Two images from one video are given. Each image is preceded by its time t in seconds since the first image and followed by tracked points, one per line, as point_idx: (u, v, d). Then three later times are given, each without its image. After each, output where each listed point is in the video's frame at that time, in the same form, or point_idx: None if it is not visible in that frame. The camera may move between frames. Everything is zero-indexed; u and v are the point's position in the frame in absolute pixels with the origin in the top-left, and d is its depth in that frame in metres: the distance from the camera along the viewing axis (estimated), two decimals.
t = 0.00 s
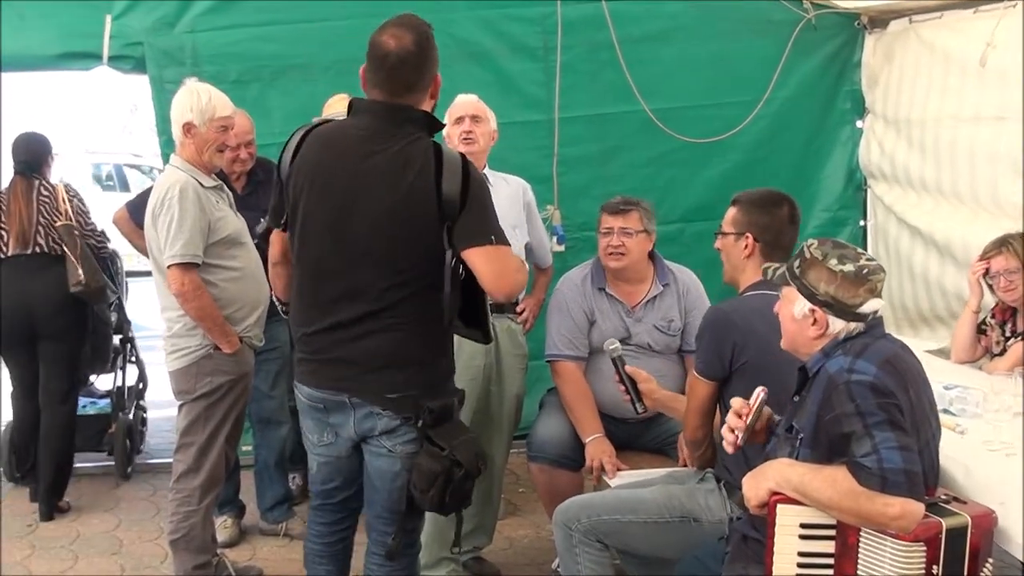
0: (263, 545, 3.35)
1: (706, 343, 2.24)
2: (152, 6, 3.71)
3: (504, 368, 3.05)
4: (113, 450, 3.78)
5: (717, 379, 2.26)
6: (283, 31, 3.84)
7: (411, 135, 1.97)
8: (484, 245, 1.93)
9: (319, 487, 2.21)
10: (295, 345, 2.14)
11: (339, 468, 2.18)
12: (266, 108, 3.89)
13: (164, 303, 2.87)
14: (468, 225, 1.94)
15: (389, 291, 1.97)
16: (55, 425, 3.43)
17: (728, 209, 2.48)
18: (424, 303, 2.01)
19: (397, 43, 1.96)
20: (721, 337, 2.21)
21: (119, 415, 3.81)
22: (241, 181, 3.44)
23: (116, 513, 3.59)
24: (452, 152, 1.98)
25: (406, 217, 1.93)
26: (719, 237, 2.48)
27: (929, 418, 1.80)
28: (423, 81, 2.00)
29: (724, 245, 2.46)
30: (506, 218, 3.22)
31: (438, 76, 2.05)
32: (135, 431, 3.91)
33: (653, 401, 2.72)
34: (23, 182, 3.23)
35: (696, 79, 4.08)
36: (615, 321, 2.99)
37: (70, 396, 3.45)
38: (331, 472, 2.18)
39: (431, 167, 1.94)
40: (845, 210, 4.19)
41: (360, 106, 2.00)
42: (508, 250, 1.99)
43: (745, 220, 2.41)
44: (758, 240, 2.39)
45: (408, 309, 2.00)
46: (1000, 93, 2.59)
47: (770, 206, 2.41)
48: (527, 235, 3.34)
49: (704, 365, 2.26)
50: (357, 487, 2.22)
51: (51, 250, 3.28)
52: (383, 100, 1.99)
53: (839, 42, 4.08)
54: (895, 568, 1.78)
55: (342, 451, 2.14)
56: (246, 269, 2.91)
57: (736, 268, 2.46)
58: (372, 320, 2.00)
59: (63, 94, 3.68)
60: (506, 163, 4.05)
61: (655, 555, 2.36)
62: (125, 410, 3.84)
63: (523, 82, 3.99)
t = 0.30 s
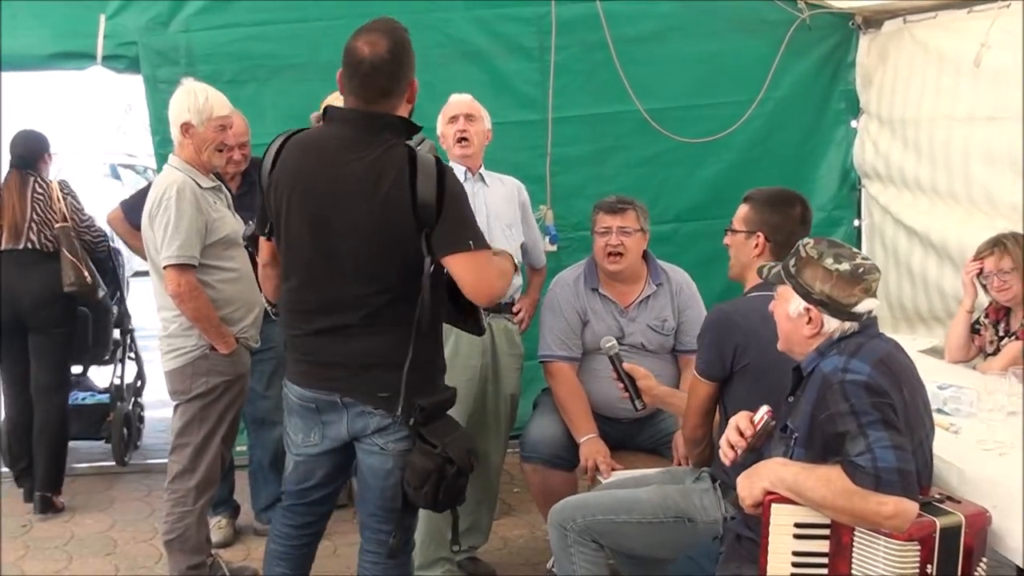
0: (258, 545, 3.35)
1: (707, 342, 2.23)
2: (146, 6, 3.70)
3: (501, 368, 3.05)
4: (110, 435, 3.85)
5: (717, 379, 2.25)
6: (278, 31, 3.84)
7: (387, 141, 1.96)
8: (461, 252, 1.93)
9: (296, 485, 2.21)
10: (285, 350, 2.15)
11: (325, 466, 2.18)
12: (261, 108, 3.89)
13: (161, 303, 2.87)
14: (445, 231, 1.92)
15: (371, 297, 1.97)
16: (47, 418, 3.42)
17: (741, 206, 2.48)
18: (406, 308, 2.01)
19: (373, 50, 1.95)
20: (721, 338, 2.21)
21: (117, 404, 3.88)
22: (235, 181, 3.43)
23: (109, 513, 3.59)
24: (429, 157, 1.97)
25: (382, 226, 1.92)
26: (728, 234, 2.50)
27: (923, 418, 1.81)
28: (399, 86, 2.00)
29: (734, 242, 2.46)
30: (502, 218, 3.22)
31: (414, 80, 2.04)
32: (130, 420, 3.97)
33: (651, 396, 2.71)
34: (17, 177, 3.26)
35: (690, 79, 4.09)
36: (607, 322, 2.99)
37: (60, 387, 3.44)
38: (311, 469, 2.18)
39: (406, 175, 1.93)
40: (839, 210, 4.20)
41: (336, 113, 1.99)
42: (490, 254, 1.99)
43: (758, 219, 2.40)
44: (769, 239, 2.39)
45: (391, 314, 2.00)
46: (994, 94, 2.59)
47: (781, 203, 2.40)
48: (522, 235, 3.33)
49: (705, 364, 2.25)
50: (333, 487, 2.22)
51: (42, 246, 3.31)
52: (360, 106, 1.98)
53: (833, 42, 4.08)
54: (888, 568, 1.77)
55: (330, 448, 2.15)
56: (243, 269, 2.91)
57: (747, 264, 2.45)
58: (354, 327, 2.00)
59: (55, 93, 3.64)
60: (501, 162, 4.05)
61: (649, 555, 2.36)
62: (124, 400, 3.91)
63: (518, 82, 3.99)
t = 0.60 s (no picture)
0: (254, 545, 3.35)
1: (702, 341, 2.23)
2: (142, 6, 3.71)
3: (497, 368, 3.06)
4: (115, 436, 3.94)
5: (713, 378, 2.25)
6: (274, 32, 3.85)
7: (333, 140, 1.96)
8: (406, 246, 1.91)
9: (274, 483, 2.26)
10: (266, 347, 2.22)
11: (298, 459, 2.21)
12: (257, 108, 3.89)
13: (160, 303, 2.87)
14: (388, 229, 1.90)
15: (326, 296, 1.99)
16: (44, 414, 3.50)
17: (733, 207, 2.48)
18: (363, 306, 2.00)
19: (313, 50, 1.95)
20: (716, 338, 2.21)
21: (120, 404, 3.99)
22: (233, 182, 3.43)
23: (106, 514, 3.59)
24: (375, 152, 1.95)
25: (329, 227, 1.93)
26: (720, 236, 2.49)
27: (919, 418, 1.81)
28: (342, 86, 1.98)
29: (727, 245, 2.46)
30: (500, 217, 3.22)
31: (359, 77, 2.02)
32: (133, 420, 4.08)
33: (647, 399, 2.73)
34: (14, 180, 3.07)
35: (687, 79, 4.09)
36: (602, 322, 2.99)
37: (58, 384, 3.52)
38: (286, 466, 2.22)
39: (348, 174, 1.92)
40: (835, 211, 4.20)
41: (288, 114, 2.01)
42: (440, 247, 1.96)
43: (748, 220, 2.41)
44: (763, 239, 2.39)
45: (350, 312, 2.01)
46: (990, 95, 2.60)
47: (773, 204, 2.41)
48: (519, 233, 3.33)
49: (700, 363, 2.24)
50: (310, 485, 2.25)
51: (36, 246, 3.23)
52: (307, 107, 1.99)
53: (829, 43, 4.08)
54: (884, 567, 1.78)
55: (302, 444, 2.19)
56: (242, 271, 2.91)
57: (740, 266, 2.46)
58: (316, 326, 2.03)
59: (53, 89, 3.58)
60: (497, 163, 4.05)
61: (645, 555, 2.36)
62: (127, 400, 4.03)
63: (514, 82, 4.00)
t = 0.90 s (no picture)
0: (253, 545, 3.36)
1: (697, 341, 2.23)
2: (143, 6, 3.71)
3: (499, 372, 3.06)
4: (124, 429, 4.09)
5: (708, 377, 2.25)
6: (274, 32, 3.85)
7: (296, 142, 2.00)
8: (355, 249, 1.93)
9: (264, 478, 2.33)
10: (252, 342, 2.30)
11: (284, 454, 2.27)
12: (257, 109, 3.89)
13: (162, 303, 2.87)
14: (343, 232, 1.93)
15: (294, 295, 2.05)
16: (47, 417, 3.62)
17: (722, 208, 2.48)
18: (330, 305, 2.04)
19: (277, 51, 1.98)
20: (711, 339, 2.21)
21: (129, 399, 4.15)
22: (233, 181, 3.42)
23: (105, 514, 3.59)
24: (335, 153, 1.98)
25: (291, 228, 1.98)
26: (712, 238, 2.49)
27: (919, 418, 1.81)
28: (307, 86, 2.00)
29: (718, 246, 2.46)
30: (495, 219, 3.18)
31: (324, 77, 2.03)
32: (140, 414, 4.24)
33: (644, 401, 2.71)
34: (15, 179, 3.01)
35: (686, 80, 4.09)
36: (601, 322, 2.99)
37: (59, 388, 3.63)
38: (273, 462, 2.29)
39: (308, 175, 1.96)
40: (834, 211, 4.20)
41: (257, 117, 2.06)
42: (391, 249, 1.97)
43: (741, 221, 2.40)
44: (754, 239, 2.38)
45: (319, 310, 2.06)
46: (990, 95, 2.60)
47: (763, 203, 2.41)
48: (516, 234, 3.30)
49: (695, 363, 2.25)
50: (299, 482, 2.31)
51: (32, 246, 3.10)
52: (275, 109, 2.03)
53: (828, 43, 4.08)
54: (884, 568, 1.78)
55: (288, 440, 2.25)
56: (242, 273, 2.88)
57: (733, 268, 2.46)
58: (289, 324, 2.08)
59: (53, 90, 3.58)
60: (497, 163, 4.05)
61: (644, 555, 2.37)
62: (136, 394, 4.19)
63: (514, 82, 4.00)
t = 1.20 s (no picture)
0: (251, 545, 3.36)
1: (693, 344, 2.22)
2: (141, 7, 3.71)
3: (500, 372, 3.05)
4: (128, 423, 4.15)
5: (705, 379, 2.25)
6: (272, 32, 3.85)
7: (268, 144, 2.07)
8: (315, 249, 1.99)
9: (256, 476, 2.37)
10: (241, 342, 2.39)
11: (274, 451, 2.32)
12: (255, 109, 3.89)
13: (161, 303, 2.86)
14: (304, 234, 2.00)
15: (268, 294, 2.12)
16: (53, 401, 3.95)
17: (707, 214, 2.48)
18: (300, 304, 2.11)
19: (258, 47, 2.07)
20: (707, 342, 2.20)
21: (134, 394, 4.22)
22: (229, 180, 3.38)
23: (103, 514, 3.58)
24: (304, 156, 2.04)
25: (260, 229, 2.06)
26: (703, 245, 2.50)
27: (917, 418, 1.81)
28: (279, 85, 2.06)
29: (710, 251, 2.46)
30: (494, 219, 3.19)
31: (301, 80, 2.08)
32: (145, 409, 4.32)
33: (643, 403, 2.70)
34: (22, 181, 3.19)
35: (683, 80, 4.09)
36: (600, 322, 2.99)
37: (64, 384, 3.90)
38: (264, 458, 2.33)
39: (275, 177, 2.03)
40: (831, 211, 4.20)
41: (237, 120, 2.16)
42: (352, 252, 2.03)
43: (726, 222, 2.40)
44: (741, 239, 2.37)
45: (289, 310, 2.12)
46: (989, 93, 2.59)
47: (747, 202, 2.41)
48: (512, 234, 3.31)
49: (691, 365, 2.24)
50: (291, 478, 2.35)
51: (37, 245, 3.24)
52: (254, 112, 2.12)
53: (826, 43, 4.09)
54: (882, 568, 1.77)
55: (276, 437, 2.31)
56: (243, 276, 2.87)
57: (726, 270, 2.44)
58: (261, 322, 2.16)
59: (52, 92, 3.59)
60: (495, 162, 4.05)
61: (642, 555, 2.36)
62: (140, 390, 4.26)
63: (512, 82, 4.00)
